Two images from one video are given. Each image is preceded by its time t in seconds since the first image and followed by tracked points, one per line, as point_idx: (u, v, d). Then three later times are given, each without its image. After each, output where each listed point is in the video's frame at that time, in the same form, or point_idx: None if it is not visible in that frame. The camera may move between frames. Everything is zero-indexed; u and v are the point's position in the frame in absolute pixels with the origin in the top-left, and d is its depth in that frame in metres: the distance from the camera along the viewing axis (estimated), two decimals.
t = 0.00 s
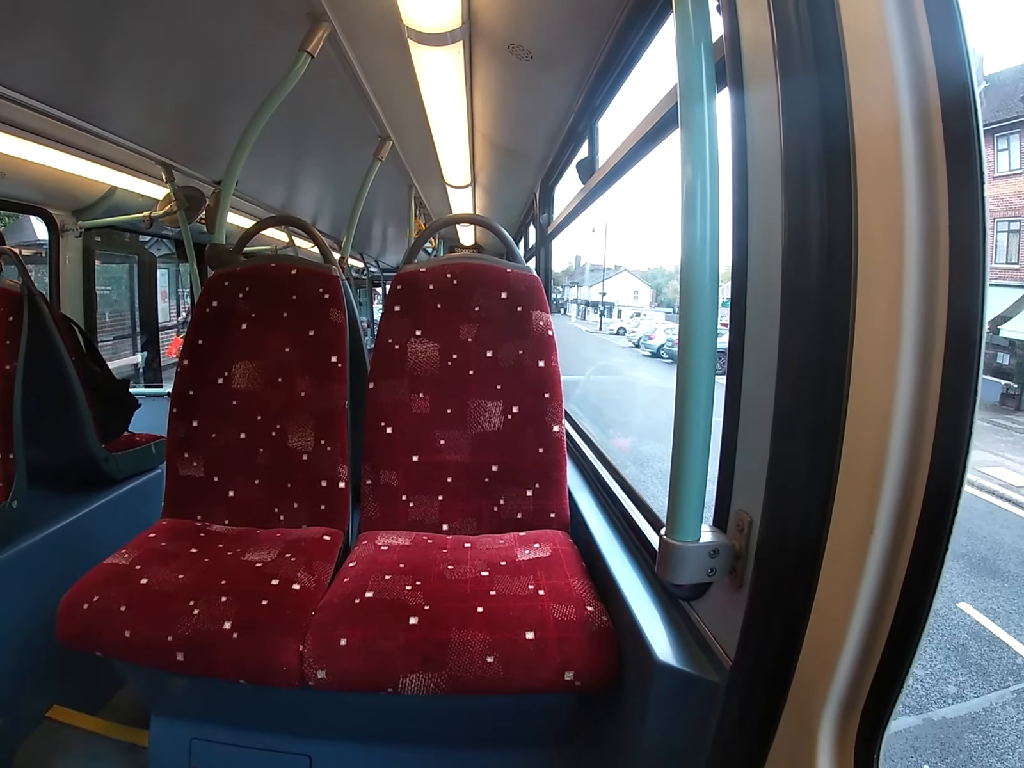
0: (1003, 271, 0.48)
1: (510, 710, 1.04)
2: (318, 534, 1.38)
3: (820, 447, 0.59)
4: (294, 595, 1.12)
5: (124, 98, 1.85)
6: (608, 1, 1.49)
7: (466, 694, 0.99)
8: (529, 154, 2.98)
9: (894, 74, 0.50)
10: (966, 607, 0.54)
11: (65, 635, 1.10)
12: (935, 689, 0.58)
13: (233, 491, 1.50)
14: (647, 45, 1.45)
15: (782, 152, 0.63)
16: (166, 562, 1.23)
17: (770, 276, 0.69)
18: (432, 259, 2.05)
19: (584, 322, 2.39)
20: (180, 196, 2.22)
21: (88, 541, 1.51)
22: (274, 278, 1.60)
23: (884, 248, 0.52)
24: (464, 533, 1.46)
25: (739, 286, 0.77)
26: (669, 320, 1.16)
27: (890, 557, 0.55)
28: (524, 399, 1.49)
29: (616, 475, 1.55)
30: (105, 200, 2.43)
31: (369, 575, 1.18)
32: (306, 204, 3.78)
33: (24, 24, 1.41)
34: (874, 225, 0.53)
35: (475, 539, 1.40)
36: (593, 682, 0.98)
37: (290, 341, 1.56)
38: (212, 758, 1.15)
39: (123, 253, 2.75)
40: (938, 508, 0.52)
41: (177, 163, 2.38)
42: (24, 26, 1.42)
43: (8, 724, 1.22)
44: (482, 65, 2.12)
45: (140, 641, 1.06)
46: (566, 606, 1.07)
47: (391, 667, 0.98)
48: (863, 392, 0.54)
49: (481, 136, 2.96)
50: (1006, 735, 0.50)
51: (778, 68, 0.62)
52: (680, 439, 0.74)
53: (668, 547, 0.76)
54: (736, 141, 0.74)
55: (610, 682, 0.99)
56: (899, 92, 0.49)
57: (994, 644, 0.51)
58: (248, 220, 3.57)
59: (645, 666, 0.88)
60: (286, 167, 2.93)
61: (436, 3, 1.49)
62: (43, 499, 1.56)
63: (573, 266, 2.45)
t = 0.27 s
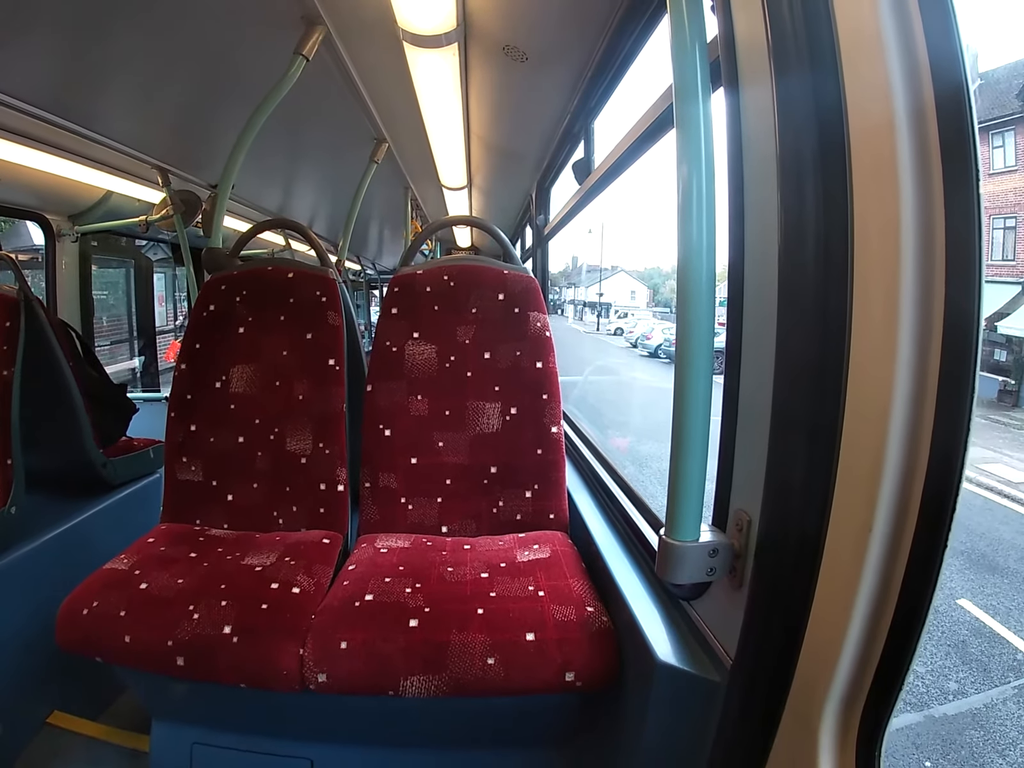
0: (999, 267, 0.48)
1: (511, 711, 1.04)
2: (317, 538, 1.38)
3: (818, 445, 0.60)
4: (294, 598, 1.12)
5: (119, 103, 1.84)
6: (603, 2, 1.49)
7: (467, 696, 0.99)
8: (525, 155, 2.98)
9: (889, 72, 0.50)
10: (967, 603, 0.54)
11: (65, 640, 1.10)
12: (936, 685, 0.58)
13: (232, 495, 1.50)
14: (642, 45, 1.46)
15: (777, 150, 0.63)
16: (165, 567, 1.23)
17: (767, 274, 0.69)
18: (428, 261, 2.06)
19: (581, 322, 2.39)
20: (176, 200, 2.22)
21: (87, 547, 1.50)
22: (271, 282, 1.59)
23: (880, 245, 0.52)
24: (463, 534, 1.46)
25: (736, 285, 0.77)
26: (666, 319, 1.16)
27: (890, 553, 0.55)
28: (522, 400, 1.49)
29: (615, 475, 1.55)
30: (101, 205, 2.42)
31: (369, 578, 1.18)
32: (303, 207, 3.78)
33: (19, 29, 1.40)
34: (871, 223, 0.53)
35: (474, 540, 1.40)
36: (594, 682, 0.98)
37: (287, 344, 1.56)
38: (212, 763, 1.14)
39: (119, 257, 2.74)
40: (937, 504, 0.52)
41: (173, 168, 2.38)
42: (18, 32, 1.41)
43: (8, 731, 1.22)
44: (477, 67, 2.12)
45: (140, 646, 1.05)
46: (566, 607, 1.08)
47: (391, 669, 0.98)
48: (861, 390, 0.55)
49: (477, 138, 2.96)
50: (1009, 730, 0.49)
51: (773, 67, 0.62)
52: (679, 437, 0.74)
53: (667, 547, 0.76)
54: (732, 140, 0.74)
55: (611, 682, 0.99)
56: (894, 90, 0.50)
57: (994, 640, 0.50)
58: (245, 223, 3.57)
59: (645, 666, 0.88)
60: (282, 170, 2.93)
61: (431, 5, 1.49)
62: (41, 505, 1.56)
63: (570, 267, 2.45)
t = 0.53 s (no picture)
0: (997, 266, 0.48)
1: (511, 713, 1.04)
2: (316, 540, 1.38)
3: (817, 444, 0.60)
4: (293, 601, 1.11)
5: (117, 106, 1.84)
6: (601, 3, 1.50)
7: (467, 698, 0.99)
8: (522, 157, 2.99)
9: (886, 72, 0.50)
10: (966, 602, 0.54)
11: (65, 643, 1.09)
12: (936, 684, 0.58)
13: (231, 497, 1.49)
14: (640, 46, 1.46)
15: (774, 151, 0.63)
16: (165, 569, 1.22)
17: (765, 275, 0.69)
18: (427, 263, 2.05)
19: (580, 323, 2.39)
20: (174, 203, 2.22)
21: (86, 550, 1.50)
22: (269, 284, 1.59)
23: (877, 245, 0.52)
24: (462, 536, 1.46)
25: (733, 285, 0.77)
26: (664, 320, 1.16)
27: (889, 552, 0.55)
28: (520, 402, 1.49)
29: (613, 476, 1.55)
30: (100, 208, 2.42)
31: (368, 580, 1.18)
32: (301, 209, 3.78)
33: (17, 32, 1.40)
34: (868, 223, 0.53)
35: (474, 542, 1.40)
36: (594, 683, 0.98)
37: (285, 346, 1.56)
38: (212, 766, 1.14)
39: (117, 261, 2.74)
40: (936, 503, 0.52)
41: (172, 170, 2.39)
42: (16, 35, 1.41)
43: (6, 736, 1.21)
44: (475, 68, 2.12)
45: (140, 649, 1.05)
46: (566, 608, 1.07)
47: (391, 671, 0.98)
48: (859, 389, 0.55)
49: (475, 140, 2.96)
50: (1009, 729, 0.49)
51: (770, 68, 0.63)
52: (678, 438, 0.74)
53: (666, 548, 0.76)
54: (729, 141, 0.75)
55: (610, 683, 0.99)
56: (891, 90, 0.50)
57: (994, 639, 0.51)
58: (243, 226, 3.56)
59: (645, 667, 0.88)
60: (280, 173, 2.93)
61: (429, 7, 1.49)
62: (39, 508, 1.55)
63: (568, 268, 2.45)
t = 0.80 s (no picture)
0: (995, 266, 0.48)
1: (511, 714, 1.04)
2: (316, 542, 1.38)
3: (816, 444, 0.60)
4: (292, 602, 1.11)
5: (115, 108, 1.84)
6: (599, 5, 1.50)
7: (466, 700, 0.99)
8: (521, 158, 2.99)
9: (884, 73, 0.50)
10: (966, 602, 0.54)
11: (64, 646, 1.09)
12: (936, 684, 0.58)
13: (230, 499, 1.49)
14: (638, 48, 1.47)
15: (772, 151, 0.63)
16: (163, 571, 1.22)
17: (763, 275, 0.70)
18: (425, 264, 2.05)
19: (578, 325, 2.39)
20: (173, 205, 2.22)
21: (85, 553, 1.50)
22: (268, 286, 1.59)
23: (875, 244, 0.52)
24: (462, 537, 1.46)
25: (732, 285, 0.78)
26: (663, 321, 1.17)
27: (888, 551, 0.55)
28: (519, 403, 1.49)
29: (613, 477, 1.55)
30: (99, 210, 2.42)
31: (367, 582, 1.18)
32: (299, 211, 3.79)
33: (16, 34, 1.40)
34: (865, 223, 0.53)
35: (473, 543, 1.40)
36: (593, 684, 0.98)
37: (284, 348, 1.56)
38: None
39: (116, 263, 2.73)
40: (934, 502, 0.53)
41: (170, 172, 2.39)
42: (14, 38, 1.41)
43: (5, 740, 1.21)
44: (473, 70, 2.13)
45: (139, 651, 1.05)
46: (566, 609, 1.08)
47: (391, 672, 0.98)
48: (858, 389, 0.55)
49: (473, 141, 2.97)
50: (1009, 728, 0.49)
51: (767, 70, 0.63)
52: (676, 438, 0.74)
53: (665, 549, 0.76)
54: (727, 142, 0.75)
55: (610, 685, 0.99)
56: (888, 90, 0.50)
57: (994, 638, 0.50)
58: (241, 228, 3.56)
59: (645, 667, 0.88)
60: (278, 175, 2.93)
61: (427, 9, 1.49)
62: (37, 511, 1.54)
63: (567, 270, 2.46)
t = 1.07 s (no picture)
0: (993, 266, 0.48)
1: (511, 714, 1.04)
2: (314, 543, 1.38)
3: (814, 443, 0.61)
4: (292, 603, 1.11)
5: (113, 110, 1.84)
6: (596, 6, 1.51)
7: (465, 700, 0.99)
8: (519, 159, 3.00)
9: (880, 73, 0.51)
10: (965, 601, 0.54)
11: (63, 647, 1.09)
12: (935, 683, 0.58)
13: (229, 500, 1.49)
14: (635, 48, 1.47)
15: (769, 151, 0.64)
16: (162, 573, 1.22)
17: (760, 275, 0.70)
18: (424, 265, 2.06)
19: (577, 325, 2.40)
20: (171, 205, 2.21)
21: (83, 554, 1.49)
22: (266, 287, 1.59)
23: (872, 243, 0.53)
24: (461, 537, 1.46)
25: (729, 285, 0.78)
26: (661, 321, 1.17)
27: (886, 550, 0.56)
28: (517, 403, 1.49)
29: (611, 477, 1.55)
30: (97, 210, 2.41)
31: (366, 582, 1.18)
32: (297, 212, 3.78)
33: (14, 34, 1.40)
34: (862, 223, 0.54)
35: (472, 544, 1.40)
36: (592, 684, 0.98)
37: (282, 349, 1.56)
38: None
39: (114, 264, 2.73)
40: (931, 501, 0.53)
41: (168, 173, 2.39)
42: (11, 39, 1.41)
43: (4, 742, 1.20)
44: (471, 70, 2.13)
45: (137, 653, 1.05)
46: (565, 610, 1.08)
47: (390, 673, 0.98)
48: (855, 387, 0.55)
49: (471, 142, 2.97)
50: (1008, 727, 0.49)
51: (764, 71, 0.63)
52: (674, 437, 0.74)
53: (664, 549, 0.77)
54: (724, 143, 0.75)
55: (609, 684, 0.99)
56: (885, 91, 0.50)
57: (994, 637, 0.50)
58: (239, 229, 3.56)
59: (644, 667, 0.88)
60: (276, 176, 2.93)
61: (425, 9, 1.49)
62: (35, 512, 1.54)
63: (565, 270, 2.46)
